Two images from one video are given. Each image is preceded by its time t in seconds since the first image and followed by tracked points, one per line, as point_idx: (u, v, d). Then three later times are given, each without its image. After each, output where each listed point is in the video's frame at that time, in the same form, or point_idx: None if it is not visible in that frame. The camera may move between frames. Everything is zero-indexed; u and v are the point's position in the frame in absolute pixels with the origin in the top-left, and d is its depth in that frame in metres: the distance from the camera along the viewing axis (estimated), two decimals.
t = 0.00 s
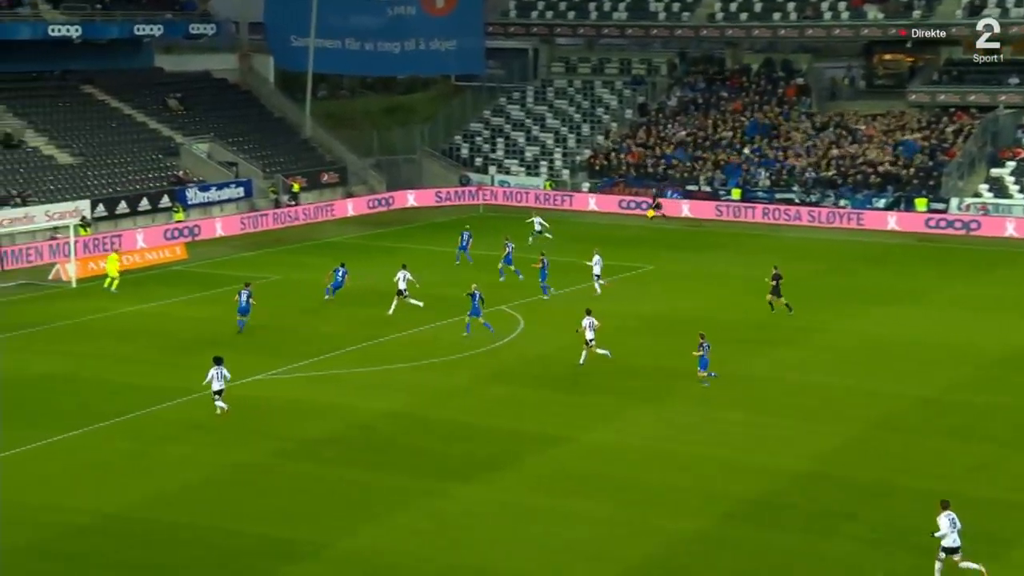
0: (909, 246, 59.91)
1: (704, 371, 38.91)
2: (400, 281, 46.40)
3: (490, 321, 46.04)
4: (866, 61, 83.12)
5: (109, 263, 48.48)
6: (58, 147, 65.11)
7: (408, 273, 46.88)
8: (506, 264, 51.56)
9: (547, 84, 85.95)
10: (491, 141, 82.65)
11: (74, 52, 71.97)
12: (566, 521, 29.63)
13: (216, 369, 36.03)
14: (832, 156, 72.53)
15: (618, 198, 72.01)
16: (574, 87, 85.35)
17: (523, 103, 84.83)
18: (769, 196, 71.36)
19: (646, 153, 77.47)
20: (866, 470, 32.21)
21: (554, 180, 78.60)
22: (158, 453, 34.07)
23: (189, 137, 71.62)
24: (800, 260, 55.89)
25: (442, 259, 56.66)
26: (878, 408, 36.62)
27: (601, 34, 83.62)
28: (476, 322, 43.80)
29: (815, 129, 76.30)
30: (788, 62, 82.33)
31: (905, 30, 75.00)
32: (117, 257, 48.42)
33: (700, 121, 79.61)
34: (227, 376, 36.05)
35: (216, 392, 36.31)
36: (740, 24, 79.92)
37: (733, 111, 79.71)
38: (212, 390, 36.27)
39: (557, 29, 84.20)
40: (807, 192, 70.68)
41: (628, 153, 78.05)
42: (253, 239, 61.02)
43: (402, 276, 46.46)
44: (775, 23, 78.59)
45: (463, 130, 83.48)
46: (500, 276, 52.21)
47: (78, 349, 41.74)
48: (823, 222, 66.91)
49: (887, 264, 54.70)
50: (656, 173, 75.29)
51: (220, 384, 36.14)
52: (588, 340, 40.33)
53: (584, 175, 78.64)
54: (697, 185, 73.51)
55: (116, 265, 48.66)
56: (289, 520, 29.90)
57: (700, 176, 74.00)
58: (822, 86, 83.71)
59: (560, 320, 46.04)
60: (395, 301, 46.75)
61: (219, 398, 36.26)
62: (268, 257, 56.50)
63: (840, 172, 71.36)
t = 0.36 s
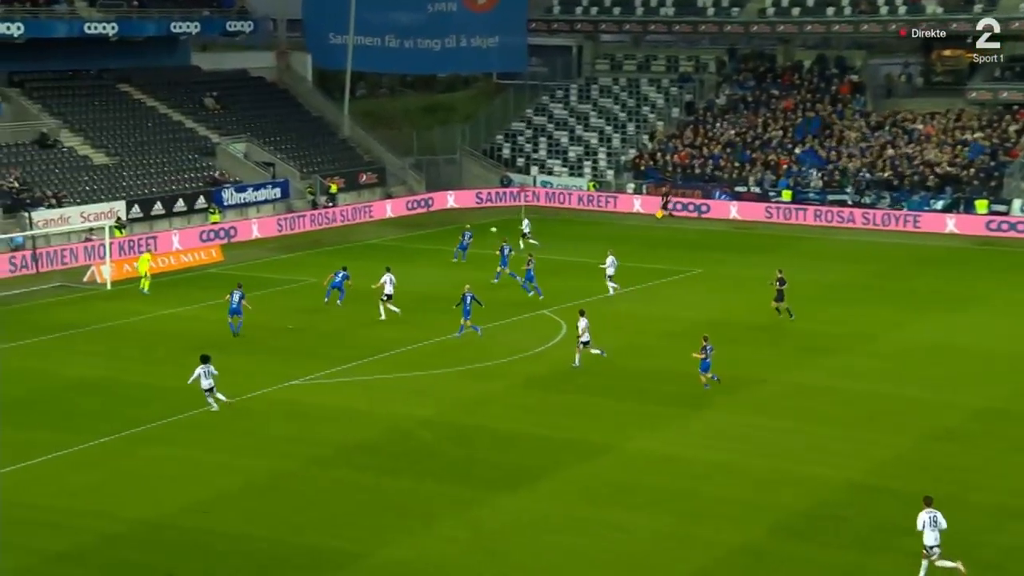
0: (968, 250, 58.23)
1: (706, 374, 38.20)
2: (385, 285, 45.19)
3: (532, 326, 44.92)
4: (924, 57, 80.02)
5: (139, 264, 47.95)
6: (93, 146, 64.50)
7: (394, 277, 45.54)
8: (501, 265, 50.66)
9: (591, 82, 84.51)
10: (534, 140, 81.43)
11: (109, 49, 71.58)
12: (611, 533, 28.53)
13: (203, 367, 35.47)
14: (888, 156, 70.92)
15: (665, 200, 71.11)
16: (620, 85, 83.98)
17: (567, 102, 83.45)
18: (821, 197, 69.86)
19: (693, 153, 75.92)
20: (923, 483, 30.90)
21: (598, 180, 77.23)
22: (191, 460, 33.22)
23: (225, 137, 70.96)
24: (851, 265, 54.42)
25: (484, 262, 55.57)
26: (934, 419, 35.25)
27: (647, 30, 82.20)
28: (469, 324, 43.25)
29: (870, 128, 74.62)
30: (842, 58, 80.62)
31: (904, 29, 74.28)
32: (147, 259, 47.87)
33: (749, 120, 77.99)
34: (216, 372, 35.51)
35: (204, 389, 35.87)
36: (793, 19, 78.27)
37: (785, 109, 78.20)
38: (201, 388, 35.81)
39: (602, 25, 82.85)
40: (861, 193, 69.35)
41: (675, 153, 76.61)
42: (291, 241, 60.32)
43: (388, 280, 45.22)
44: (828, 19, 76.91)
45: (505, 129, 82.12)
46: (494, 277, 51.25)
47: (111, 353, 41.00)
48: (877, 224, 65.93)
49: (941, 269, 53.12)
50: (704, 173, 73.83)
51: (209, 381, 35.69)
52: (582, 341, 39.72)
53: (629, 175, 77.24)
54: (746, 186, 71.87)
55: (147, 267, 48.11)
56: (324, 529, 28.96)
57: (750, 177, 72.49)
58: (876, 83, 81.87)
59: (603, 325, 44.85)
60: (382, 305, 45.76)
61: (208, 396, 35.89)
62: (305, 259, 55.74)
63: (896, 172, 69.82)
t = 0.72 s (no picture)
0: None
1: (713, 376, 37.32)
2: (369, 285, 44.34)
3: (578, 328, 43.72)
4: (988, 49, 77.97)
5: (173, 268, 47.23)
6: (129, 142, 63.86)
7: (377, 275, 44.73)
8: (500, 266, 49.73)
9: (638, 76, 82.89)
10: (578, 137, 80.11)
11: (146, 44, 71.02)
12: (657, 542, 27.32)
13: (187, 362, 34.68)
14: (950, 154, 69.13)
15: (714, 198, 70.02)
16: (668, 79, 82.36)
17: (613, 97, 82.00)
18: (879, 195, 68.51)
19: (745, 150, 74.31)
20: (984, 493, 29.45)
21: (645, 179, 76.00)
22: (224, 464, 32.25)
23: (262, 133, 70.16)
24: (908, 265, 52.79)
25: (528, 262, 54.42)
26: (994, 427, 33.72)
27: (697, 22, 80.64)
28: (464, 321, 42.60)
29: (930, 123, 72.65)
30: (902, 51, 78.60)
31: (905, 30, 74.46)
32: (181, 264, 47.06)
33: (802, 115, 76.24)
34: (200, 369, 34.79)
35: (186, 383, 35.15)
36: (849, 11, 75.66)
37: (840, 104, 75.84)
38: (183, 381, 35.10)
39: (650, 17, 81.17)
40: (920, 190, 67.67)
41: (725, 149, 75.07)
42: (327, 240, 59.37)
43: (372, 280, 44.37)
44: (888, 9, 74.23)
45: (549, 125, 80.88)
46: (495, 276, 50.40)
47: (145, 354, 40.17)
48: (937, 223, 64.15)
49: (1003, 270, 51.38)
50: (754, 171, 72.63)
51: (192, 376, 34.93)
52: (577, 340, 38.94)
53: (678, 172, 75.86)
54: (799, 184, 70.64)
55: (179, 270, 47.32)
56: (360, 536, 27.88)
57: (804, 174, 70.80)
58: (937, 77, 79.66)
59: (649, 327, 43.55)
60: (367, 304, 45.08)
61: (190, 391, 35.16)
62: (343, 259, 54.81)
63: (956, 170, 67.85)
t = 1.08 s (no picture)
0: None
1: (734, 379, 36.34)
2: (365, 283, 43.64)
3: (633, 329, 42.51)
4: None
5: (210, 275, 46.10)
6: (174, 138, 63.33)
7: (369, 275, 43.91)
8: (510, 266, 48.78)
9: (697, 69, 81.20)
10: (634, 132, 78.69)
11: (192, 37, 70.39)
12: (715, 553, 26.11)
13: (178, 357, 34.44)
14: None
15: (775, 196, 68.16)
16: (728, 73, 80.58)
17: (671, 91, 80.51)
18: (949, 192, 66.27)
19: (807, 146, 72.90)
20: None
21: (702, 175, 74.40)
22: (267, 468, 31.34)
23: (309, 129, 69.43)
24: (975, 265, 51.17)
25: (580, 261, 53.33)
26: None
27: (759, 13, 78.13)
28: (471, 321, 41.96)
29: (1005, 117, 71.14)
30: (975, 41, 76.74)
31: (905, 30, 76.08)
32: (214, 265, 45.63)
33: (869, 109, 74.56)
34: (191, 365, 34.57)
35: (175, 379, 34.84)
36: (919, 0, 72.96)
37: (909, 97, 74.57)
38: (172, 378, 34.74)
39: (710, 8, 78.75)
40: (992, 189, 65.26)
41: (787, 145, 73.34)
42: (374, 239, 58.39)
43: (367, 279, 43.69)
44: None
45: (603, 120, 79.48)
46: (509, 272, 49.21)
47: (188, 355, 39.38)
48: (1013, 222, 62.23)
49: None
50: (817, 167, 70.67)
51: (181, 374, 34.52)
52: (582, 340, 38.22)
53: (737, 169, 74.12)
54: (865, 181, 68.72)
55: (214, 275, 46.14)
56: (406, 543, 26.85)
57: (870, 171, 69.09)
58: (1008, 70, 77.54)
59: (704, 330, 42.18)
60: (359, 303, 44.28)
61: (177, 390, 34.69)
62: (390, 258, 53.92)
63: None
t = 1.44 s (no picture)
0: None
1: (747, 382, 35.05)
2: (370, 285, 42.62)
3: (694, 332, 41.33)
4: None
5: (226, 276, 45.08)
6: (223, 135, 62.95)
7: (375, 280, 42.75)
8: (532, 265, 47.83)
9: (760, 63, 79.94)
10: (694, 128, 77.05)
11: (242, 32, 69.84)
12: (780, 567, 24.89)
13: (184, 358, 33.66)
14: None
15: (842, 194, 67.19)
16: (794, 67, 79.09)
17: (732, 86, 78.93)
18: None
19: (878, 143, 70.73)
20: None
21: (766, 172, 72.64)
22: (315, 472, 30.41)
23: (361, 125, 68.75)
24: None
25: (638, 261, 52.23)
26: None
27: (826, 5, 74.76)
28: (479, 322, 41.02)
29: None
30: None
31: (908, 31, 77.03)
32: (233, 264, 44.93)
33: (942, 104, 72.72)
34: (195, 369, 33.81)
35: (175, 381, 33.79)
36: None
37: (985, 91, 72.68)
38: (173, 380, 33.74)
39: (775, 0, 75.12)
40: None
41: (855, 142, 71.51)
42: (424, 238, 57.50)
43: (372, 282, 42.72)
44: None
45: (663, 116, 77.83)
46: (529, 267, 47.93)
47: (235, 358, 38.61)
48: None
49: None
50: (887, 165, 68.81)
51: (184, 376, 33.64)
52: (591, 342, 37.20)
53: (801, 166, 72.43)
54: (937, 180, 66.37)
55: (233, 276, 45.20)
56: (460, 553, 25.79)
57: (943, 168, 67.49)
58: None
59: (764, 334, 40.82)
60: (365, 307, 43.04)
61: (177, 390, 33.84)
62: (442, 258, 53.04)
63: None
